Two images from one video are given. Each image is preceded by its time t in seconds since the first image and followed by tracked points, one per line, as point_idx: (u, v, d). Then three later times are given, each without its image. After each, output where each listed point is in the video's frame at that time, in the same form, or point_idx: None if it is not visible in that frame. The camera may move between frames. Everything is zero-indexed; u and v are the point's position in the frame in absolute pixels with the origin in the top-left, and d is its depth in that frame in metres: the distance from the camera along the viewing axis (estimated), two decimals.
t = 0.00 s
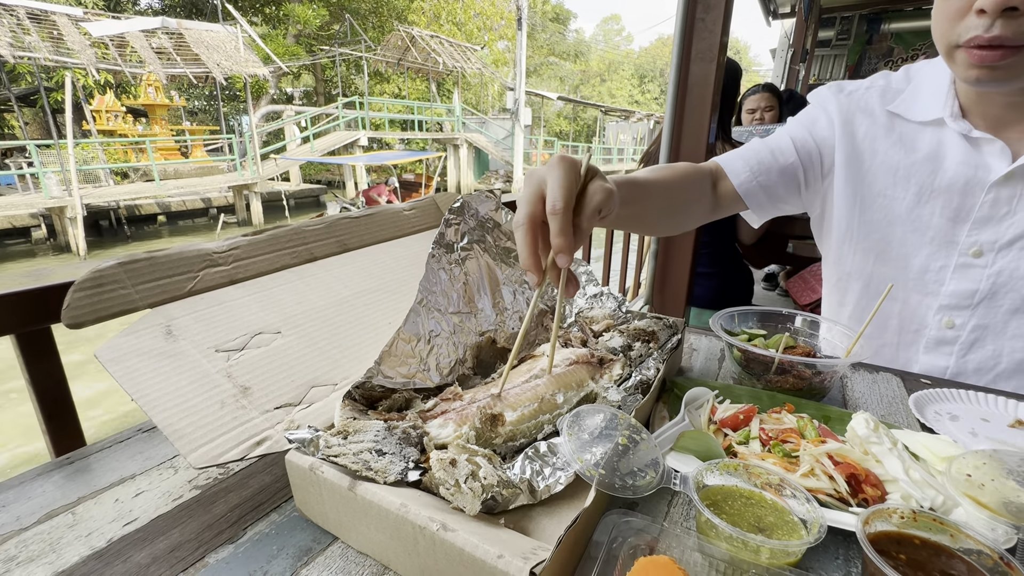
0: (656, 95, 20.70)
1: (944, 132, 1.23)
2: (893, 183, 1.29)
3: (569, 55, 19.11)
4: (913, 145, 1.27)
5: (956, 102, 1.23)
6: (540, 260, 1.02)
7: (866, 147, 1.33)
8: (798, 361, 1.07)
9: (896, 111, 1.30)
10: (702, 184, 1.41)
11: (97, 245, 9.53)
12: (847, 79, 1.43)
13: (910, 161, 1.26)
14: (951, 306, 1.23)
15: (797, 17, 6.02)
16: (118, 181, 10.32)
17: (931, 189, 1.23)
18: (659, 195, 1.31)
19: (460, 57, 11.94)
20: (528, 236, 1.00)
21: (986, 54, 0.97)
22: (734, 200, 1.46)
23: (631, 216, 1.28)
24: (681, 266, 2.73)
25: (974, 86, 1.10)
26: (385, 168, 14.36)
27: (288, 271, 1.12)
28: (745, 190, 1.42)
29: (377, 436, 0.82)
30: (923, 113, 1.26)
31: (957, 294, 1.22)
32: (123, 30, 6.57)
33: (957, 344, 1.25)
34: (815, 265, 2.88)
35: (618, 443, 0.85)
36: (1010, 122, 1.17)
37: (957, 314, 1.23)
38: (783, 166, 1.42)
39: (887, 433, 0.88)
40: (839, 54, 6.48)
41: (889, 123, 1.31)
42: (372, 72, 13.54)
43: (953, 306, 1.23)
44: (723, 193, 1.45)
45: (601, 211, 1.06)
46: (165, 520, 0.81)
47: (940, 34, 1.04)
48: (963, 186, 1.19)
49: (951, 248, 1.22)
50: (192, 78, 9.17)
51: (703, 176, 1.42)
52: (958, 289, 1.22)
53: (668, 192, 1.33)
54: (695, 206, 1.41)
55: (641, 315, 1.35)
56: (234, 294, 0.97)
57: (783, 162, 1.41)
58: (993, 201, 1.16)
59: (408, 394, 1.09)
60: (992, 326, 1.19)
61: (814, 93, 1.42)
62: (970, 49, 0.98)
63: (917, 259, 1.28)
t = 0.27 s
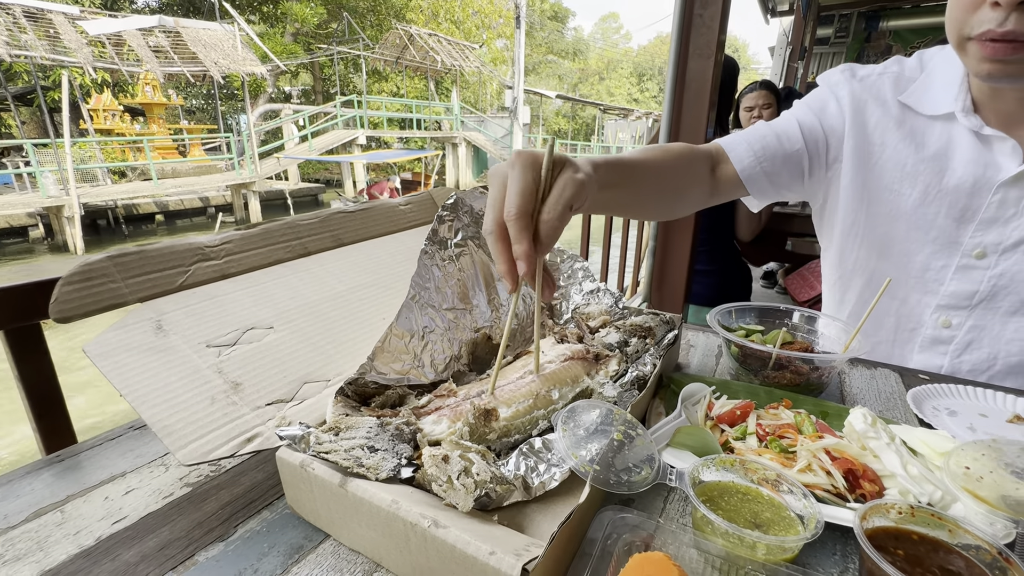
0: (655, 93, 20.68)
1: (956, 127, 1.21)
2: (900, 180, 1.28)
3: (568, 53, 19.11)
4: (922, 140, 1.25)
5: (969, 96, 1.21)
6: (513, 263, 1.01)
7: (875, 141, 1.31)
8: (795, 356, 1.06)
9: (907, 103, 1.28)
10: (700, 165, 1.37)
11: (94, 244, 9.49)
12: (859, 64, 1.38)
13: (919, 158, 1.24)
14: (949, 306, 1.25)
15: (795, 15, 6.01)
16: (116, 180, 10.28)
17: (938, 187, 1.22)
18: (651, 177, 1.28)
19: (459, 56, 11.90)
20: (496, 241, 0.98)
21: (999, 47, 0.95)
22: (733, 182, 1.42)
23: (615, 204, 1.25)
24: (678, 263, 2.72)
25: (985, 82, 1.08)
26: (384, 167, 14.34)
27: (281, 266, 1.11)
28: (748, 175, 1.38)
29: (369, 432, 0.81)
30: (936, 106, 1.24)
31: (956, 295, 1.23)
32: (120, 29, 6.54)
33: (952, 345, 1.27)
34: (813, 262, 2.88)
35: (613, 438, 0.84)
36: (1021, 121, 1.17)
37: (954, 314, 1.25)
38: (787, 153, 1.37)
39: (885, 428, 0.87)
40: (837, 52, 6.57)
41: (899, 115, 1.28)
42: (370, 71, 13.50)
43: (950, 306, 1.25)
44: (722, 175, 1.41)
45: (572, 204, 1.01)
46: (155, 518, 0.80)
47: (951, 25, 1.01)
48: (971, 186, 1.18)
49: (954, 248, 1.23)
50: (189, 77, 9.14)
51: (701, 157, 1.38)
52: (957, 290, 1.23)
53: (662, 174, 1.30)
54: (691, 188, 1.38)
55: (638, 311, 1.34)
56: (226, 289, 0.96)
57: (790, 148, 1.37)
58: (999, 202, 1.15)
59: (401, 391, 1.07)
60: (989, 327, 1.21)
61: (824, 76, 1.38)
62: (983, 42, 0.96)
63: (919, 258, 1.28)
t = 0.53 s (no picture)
0: (653, 92, 20.64)
1: (966, 123, 1.20)
2: (909, 177, 1.27)
3: (567, 52, 19.08)
4: (932, 136, 1.24)
5: (983, 90, 1.18)
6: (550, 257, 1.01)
7: (883, 137, 1.30)
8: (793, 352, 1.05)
9: (917, 98, 1.26)
10: (702, 167, 1.35)
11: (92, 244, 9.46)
12: (868, 57, 1.36)
13: (928, 154, 1.24)
14: (957, 306, 1.24)
15: (793, 12, 6.00)
16: (113, 179, 10.23)
17: (947, 184, 1.22)
18: (657, 179, 1.26)
19: (457, 54, 11.86)
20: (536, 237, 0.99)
21: (1016, 40, 0.94)
22: (734, 185, 1.40)
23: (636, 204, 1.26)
24: (677, 261, 2.71)
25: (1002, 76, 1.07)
26: (383, 166, 14.31)
27: (275, 261, 1.09)
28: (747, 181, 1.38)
29: (361, 430, 0.80)
30: (947, 100, 1.22)
31: (964, 294, 1.23)
32: (117, 27, 6.50)
33: (960, 345, 1.26)
34: (812, 260, 2.87)
35: (608, 436, 0.83)
36: None
37: (963, 315, 1.25)
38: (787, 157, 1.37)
39: (884, 426, 0.87)
40: (836, 49, 6.57)
41: (909, 111, 1.27)
42: (368, 69, 13.46)
43: (959, 307, 1.24)
44: (724, 177, 1.39)
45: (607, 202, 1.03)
46: (145, 517, 0.79)
47: (967, 18, 1.01)
48: (982, 183, 1.17)
49: (964, 247, 1.22)
50: (187, 76, 9.10)
51: (703, 159, 1.36)
52: (966, 289, 1.22)
53: (667, 175, 1.27)
54: (694, 189, 1.36)
55: (635, 308, 1.33)
56: (218, 284, 0.95)
57: (787, 149, 1.36)
58: (1010, 199, 1.14)
59: (395, 388, 1.04)
60: (998, 327, 1.20)
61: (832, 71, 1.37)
62: (999, 35, 0.95)
63: (926, 257, 1.28)
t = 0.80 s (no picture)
0: (652, 91, 20.62)
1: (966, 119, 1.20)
2: (909, 173, 1.27)
3: (566, 51, 19.07)
4: (931, 132, 1.24)
5: (982, 86, 1.19)
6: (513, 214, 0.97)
7: (882, 133, 1.30)
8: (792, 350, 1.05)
9: (917, 94, 1.26)
10: (701, 161, 1.36)
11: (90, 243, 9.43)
12: (867, 54, 1.36)
13: (928, 150, 1.23)
14: (957, 303, 1.24)
15: (792, 11, 6.00)
16: (111, 179, 10.20)
17: (948, 180, 1.21)
18: (655, 167, 1.26)
19: (456, 53, 11.84)
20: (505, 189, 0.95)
21: (1010, 30, 0.94)
22: (733, 179, 1.41)
23: (620, 184, 1.24)
24: (676, 259, 2.71)
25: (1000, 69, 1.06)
26: (382, 165, 14.29)
27: (271, 263, 1.09)
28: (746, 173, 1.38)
29: (358, 429, 0.80)
30: (946, 96, 1.22)
31: (964, 292, 1.22)
32: (115, 26, 6.48)
33: (959, 343, 1.26)
34: (811, 258, 2.87)
35: (606, 433, 0.83)
36: None
37: (963, 312, 1.24)
38: (790, 149, 1.37)
39: (883, 423, 0.86)
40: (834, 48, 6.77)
41: (908, 107, 1.27)
42: (367, 68, 13.44)
43: (958, 305, 1.24)
44: (723, 170, 1.40)
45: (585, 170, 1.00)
46: (140, 517, 0.78)
47: (961, 10, 1.00)
48: (982, 179, 1.17)
49: (963, 244, 1.22)
50: (186, 75, 9.08)
51: (703, 153, 1.37)
52: (967, 286, 1.22)
53: (666, 168, 1.29)
54: (693, 183, 1.37)
55: (633, 306, 1.32)
56: (214, 287, 0.95)
57: (788, 142, 1.37)
58: (1012, 195, 1.14)
59: (392, 386, 1.05)
60: (997, 325, 1.19)
61: (830, 67, 1.37)
62: (993, 26, 0.95)
63: (926, 254, 1.27)
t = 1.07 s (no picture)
0: (652, 89, 20.60)
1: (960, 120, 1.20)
2: (905, 175, 1.26)
3: (565, 49, 19.06)
4: (926, 133, 1.24)
5: (974, 87, 1.19)
6: (461, 267, 0.99)
7: (877, 134, 1.29)
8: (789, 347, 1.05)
9: (910, 95, 1.26)
10: (696, 166, 1.32)
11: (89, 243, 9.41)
12: (860, 54, 1.35)
13: (923, 151, 1.23)
14: (956, 306, 1.25)
15: (791, 9, 6.00)
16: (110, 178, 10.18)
17: (944, 180, 1.21)
18: (642, 181, 1.23)
19: (455, 52, 11.82)
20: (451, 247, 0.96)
21: (994, 29, 0.93)
22: (732, 183, 1.36)
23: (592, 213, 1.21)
24: (674, 258, 2.71)
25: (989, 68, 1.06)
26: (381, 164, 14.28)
27: (268, 266, 1.09)
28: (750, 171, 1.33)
29: (354, 427, 0.80)
30: (940, 97, 1.22)
31: (962, 294, 1.23)
32: (114, 25, 6.46)
33: (960, 347, 1.27)
34: (809, 256, 2.87)
35: (603, 431, 0.83)
36: None
37: (961, 315, 1.25)
38: (791, 150, 1.34)
39: (879, 419, 0.86)
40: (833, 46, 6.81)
41: (903, 107, 1.27)
42: (366, 67, 13.42)
43: (957, 307, 1.25)
44: (720, 175, 1.35)
45: (535, 216, 0.98)
46: (136, 515, 0.78)
47: (948, 9, 1.00)
48: (978, 180, 1.17)
49: (960, 245, 1.22)
50: (184, 74, 9.06)
51: (698, 157, 1.33)
52: (964, 288, 1.22)
53: (657, 175, 1.25)
54: (687, 188, 1.32)
55: (631, 304, 1.32)
56: (210, 289, 0.95)
57: (790, 141, 1.33)
58: (1007, 196, 1.14)
59: (389, 385, 1.07)
60: (997, 329, 1.20)
61: (823, 66, 1.35)
62: (978, 24, 0.95)
63: (923, 256, 1.27)
